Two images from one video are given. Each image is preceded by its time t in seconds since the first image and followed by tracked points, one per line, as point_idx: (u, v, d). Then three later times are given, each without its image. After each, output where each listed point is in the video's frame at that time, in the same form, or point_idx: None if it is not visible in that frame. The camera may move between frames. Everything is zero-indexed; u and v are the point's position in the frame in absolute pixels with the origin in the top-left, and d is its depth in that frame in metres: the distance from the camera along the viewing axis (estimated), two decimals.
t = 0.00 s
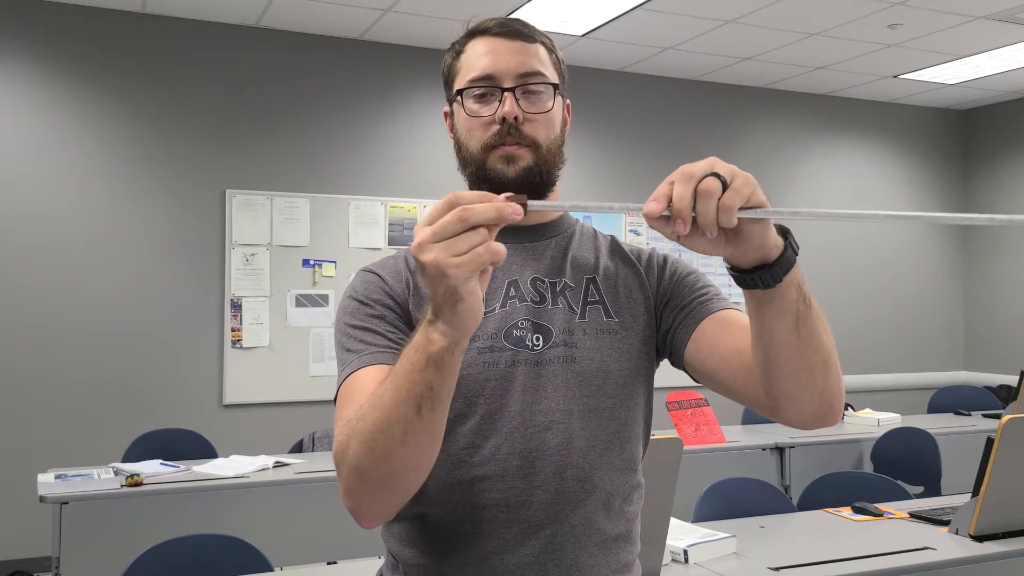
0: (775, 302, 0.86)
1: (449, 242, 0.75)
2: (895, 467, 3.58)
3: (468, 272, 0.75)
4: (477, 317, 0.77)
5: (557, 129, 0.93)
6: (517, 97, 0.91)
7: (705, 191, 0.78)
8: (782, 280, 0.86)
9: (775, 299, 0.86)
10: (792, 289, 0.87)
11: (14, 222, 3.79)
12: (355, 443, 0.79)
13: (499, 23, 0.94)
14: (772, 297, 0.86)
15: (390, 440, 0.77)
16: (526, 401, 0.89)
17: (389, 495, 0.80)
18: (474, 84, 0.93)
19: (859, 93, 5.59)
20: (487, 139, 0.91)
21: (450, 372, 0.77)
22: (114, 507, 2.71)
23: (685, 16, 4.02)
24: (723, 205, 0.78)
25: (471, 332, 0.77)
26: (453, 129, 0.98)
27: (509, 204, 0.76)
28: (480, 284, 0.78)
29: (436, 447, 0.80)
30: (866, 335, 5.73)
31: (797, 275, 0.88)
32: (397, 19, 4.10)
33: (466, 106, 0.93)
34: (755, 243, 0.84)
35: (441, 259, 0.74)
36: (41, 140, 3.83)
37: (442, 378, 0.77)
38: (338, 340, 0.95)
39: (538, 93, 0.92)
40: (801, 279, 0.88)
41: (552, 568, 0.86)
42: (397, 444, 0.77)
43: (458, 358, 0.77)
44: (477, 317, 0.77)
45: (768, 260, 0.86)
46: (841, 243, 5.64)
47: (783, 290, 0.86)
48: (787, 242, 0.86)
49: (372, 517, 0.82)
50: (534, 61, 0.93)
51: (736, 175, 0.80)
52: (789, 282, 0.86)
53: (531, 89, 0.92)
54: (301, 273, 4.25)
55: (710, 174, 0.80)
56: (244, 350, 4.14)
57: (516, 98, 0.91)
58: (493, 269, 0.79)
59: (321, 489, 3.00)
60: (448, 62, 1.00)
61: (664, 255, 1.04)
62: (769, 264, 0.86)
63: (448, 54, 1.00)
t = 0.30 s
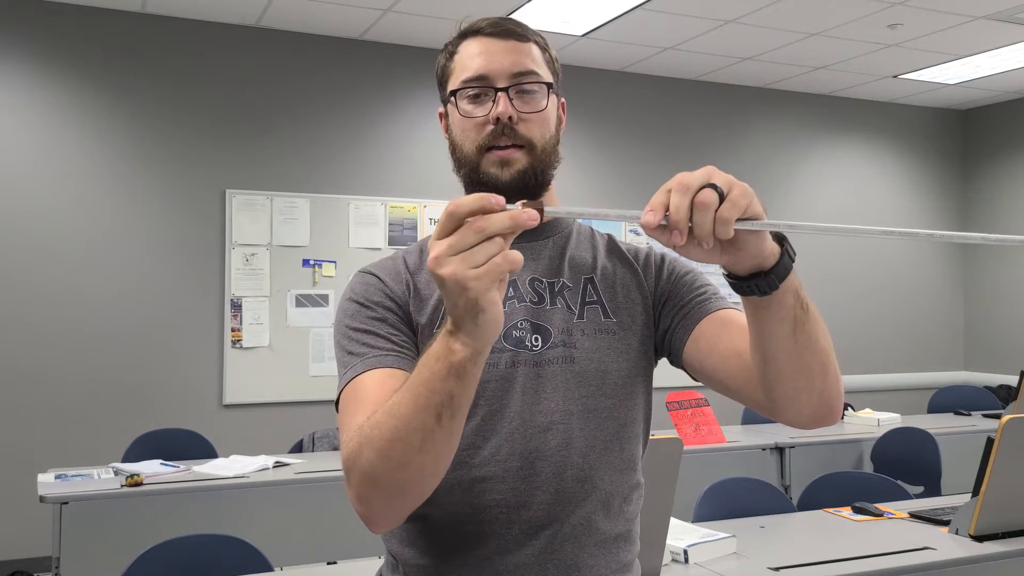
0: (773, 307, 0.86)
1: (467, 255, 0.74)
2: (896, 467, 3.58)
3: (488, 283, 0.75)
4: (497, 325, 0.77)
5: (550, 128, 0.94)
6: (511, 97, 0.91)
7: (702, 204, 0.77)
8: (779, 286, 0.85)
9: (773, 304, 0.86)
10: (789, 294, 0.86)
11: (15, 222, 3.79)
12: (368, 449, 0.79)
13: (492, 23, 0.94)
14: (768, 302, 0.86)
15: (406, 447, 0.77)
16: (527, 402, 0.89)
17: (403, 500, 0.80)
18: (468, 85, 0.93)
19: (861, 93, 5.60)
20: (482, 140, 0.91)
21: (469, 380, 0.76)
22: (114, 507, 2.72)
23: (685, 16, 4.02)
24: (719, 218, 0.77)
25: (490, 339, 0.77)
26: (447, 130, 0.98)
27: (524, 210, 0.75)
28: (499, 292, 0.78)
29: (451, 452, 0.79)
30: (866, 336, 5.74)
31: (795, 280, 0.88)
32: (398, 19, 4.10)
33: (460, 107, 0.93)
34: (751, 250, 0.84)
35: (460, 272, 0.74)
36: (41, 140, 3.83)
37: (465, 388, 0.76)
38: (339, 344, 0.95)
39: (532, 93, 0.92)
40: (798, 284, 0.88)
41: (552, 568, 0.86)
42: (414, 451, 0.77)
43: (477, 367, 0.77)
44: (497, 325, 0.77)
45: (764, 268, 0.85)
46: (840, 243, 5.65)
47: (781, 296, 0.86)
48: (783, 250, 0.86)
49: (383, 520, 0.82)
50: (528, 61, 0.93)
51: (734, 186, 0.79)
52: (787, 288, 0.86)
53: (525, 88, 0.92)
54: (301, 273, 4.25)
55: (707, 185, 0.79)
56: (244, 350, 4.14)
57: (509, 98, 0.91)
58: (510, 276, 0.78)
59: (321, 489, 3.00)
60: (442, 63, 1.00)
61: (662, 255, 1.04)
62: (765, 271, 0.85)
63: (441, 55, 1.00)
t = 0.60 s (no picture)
0: (768, 306, 0.86)
1: (482, 264, 0.73)
2: (896, 467, 3.58)
3: (500, 290, 0.74)
4: (507, 330, 0.76)
5: (547, 128, 0.93)
6: (507, 98, 0.92)
7: (696, 208, 0.77)
8: (773, 287, 0.86)
9: (767, 303, 0.86)
10: (784, 293, 0.86)
11: (14, 222, 3.79)
12: (374, 454, 0.79)
13: (487, 23, 0.94)
14: (763, 301, 0.86)
15: (414, 452, 0.77)
16: (526, 403, 0.89)
17: (409, 504, 0.80)
18: (465, 85, 0.93)
19: (861, 93, 5.61)
20: (479, 141, 0.91)
21: (478, 386, 0.76)
22: (114, 507, 2.72)
23: (685, 16, 4.02)
24: (714, 222, 0.77)
25: (499, 345, 0.76)
26: (443, 131, 0.98)
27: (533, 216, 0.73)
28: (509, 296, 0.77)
29: (458, 456, 0.79)
30: (866, 336, 5.74)
31: (789, 280, 0.88)
32: (398, 19, 4.10)
33: (456, 108, 0.93)
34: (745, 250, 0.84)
35: (473, 280, 0.72)
36: (41, 140, 3.83)
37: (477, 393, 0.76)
38: (338, 347, 0.94)
39: (528, 94, 0.92)
40: (793, 283, 0.88)
41: (552, 568, 0.86)
42: (422, 455, 0.77)
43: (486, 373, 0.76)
44: (507, 330, 0.76)
45: (757, 268, 0.86)
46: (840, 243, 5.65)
47: (775, 296, 0.86)
48: (777, 249, 0.86)
49: (388, 524, 0.82)
50: (524, 61, 0.93)
51: (727, 191, 0.79)
52: (780, 288, 0.86)
53: (521, 89, 0.92)
54: (301, 273, 4.25)
55: (701, 189, 0.79)
56: (244, 350, 4.14)
57: (505, 99, 0.91)
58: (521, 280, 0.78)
59: (320, 489, 3.00)
60: (437, 63, 1.01)
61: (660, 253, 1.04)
62: (759, 272, 0.86)
63: (437, 56, 1.01)
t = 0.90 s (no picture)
0: (741, 292, 0.84)
1: (472, 258, 0.73)
2: (896, 467, 3.58)
3: (490, 286, 0.73)
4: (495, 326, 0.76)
5: (546, 127, 0.93)
6: (507, 97, 0.91)
7: (670, 210, 0.72)
8: (745, 270, 0.83)
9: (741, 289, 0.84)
10: (757, 275, 0.84)
11: (14, 222, 3.79)
12: (366, 454, 0.79)
13: (485, 22, 0.94)
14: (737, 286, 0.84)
15: (405, 451, 0.77)
16: (523, 402, 0.89)
17: (403, 504, 0.80)
18: (464, 84, 0.93)
19: (862, 93, 5.62)
20: (478, 140, 0.91)
21: (466, 382, 0.76)
22: (114, 507, 2.71)
23: (685, 16, 4.02)
24: (687, 224, 0.73)
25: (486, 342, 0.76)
26: (442, 130, 0.98)
27: (525, 212, 0.73)
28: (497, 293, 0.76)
29: (448, 456, 0.79)
30: (866, 336, 5.75)
31: (763, 260, 0.85)
32: (398, 19, 4.10)
33: (455, 107, 0.93)
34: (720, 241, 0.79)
35: (463, 275, 0.72)
36: (41, 140, 3.83)
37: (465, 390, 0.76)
38: (336, 348, 0.95)
39: (527, 93, 0.92)
40: (767, 264, 0.85)
41: (553, 568, 0.86)
42: (412, 455, 0.77)
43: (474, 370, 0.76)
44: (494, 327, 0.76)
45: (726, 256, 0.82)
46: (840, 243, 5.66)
47: (748, 279, 0.83)
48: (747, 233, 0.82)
49: (383, 524, 0.82)
50: (523, 60, 0.93)
51: (698, 189, 0.74)
52: (754, 269, 0.84)
53: (520, 88, 0.92)
54: (301, 273, 4.25)
55: (671, 189, 0.73)
56: (244, 349, 4.14)
57: (505, 98, 0.91)
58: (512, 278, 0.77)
59: (320, 490, 3.00)
60: (435, 62, 1.01)
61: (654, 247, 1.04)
62: (728, 256, 0.82)
63: (435, 54, 1.01)
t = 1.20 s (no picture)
0: (705, 292, 0.84)
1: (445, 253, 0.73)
2: (896, 467, 3.58)
3: (463, 282, 0.73)
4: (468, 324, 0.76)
5: (538, 129, 0.93)
6: (496, 100, 0.91)
7: (628, 200, 0.71)
8: (707, 270, 0.82)
9: (705, 289, 0.83)
10: (721, 274, 0.83)
11: (13, 221, 3.79)
12: (352, 453, 0.79)
13: (474, 25, 0.94)
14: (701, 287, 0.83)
15: (385, 450, 0.77)
16: (518, 402, 0.89)
17: (389, 503, 0.80)
18: (454, 88, 0.93)
19: (862, 93, 5.63)
20: (469, 143, 0.91)
21: (441, 379, 0.76)
22: (114, 507, 2.72)
23: (685, 16, 4.03)
24: (647, 210, 0.72)
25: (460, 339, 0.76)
26: (434, 133, 0.98)
27: (502, 209, 0.74)
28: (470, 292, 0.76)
29: (430, 455, 0.79)
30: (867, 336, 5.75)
31: (726, 256, 0.85)
32: (399, 19, 4.10)
33: (446, 111, 0.93)
34: (681, 236, 0.78)
35: (437, 270, 0.72)
36: (41, 140, 3.83)
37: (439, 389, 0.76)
38: (330, 351, 0.95)
39: (517, 95, 0.92)
40: (731, 261, 0.85)
41: (550, 568, 0.86)
42: (393, 453, 0.77)
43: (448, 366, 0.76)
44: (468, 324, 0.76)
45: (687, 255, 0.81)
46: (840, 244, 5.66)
47: (713, 279, 0.83)
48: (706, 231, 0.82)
49: (374, 523, 0.82)
50: (512, 62, 0.93)
51: (655, 181, 0.74)
52: (717, 269, 0.83)
53: (510, 90, 0.92)
54: (301, 273, 4.25)
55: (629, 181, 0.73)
56: (244, 350, 4.14)
57: (494, 101, 0.92)
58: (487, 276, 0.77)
59: (321, 490, 3.00)
60: (427, 65, 1.01)
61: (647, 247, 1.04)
62: (690, 257, 0.82)
63: (426, 58, 1.01)
